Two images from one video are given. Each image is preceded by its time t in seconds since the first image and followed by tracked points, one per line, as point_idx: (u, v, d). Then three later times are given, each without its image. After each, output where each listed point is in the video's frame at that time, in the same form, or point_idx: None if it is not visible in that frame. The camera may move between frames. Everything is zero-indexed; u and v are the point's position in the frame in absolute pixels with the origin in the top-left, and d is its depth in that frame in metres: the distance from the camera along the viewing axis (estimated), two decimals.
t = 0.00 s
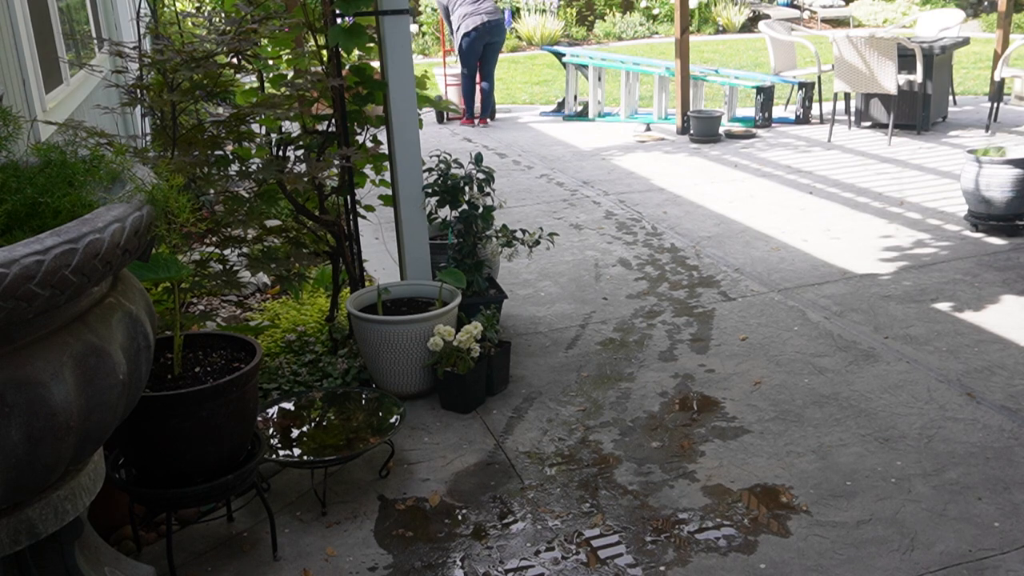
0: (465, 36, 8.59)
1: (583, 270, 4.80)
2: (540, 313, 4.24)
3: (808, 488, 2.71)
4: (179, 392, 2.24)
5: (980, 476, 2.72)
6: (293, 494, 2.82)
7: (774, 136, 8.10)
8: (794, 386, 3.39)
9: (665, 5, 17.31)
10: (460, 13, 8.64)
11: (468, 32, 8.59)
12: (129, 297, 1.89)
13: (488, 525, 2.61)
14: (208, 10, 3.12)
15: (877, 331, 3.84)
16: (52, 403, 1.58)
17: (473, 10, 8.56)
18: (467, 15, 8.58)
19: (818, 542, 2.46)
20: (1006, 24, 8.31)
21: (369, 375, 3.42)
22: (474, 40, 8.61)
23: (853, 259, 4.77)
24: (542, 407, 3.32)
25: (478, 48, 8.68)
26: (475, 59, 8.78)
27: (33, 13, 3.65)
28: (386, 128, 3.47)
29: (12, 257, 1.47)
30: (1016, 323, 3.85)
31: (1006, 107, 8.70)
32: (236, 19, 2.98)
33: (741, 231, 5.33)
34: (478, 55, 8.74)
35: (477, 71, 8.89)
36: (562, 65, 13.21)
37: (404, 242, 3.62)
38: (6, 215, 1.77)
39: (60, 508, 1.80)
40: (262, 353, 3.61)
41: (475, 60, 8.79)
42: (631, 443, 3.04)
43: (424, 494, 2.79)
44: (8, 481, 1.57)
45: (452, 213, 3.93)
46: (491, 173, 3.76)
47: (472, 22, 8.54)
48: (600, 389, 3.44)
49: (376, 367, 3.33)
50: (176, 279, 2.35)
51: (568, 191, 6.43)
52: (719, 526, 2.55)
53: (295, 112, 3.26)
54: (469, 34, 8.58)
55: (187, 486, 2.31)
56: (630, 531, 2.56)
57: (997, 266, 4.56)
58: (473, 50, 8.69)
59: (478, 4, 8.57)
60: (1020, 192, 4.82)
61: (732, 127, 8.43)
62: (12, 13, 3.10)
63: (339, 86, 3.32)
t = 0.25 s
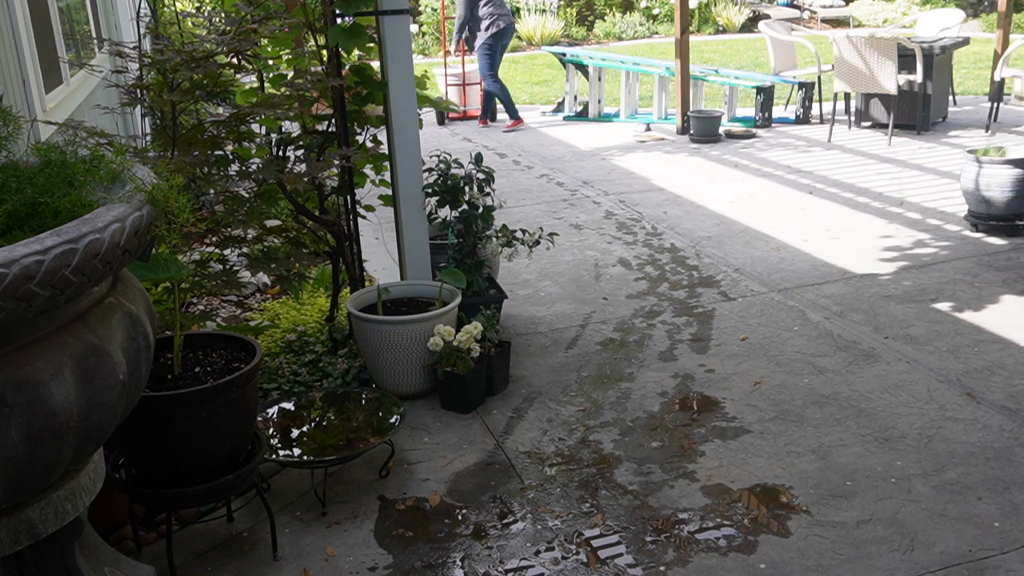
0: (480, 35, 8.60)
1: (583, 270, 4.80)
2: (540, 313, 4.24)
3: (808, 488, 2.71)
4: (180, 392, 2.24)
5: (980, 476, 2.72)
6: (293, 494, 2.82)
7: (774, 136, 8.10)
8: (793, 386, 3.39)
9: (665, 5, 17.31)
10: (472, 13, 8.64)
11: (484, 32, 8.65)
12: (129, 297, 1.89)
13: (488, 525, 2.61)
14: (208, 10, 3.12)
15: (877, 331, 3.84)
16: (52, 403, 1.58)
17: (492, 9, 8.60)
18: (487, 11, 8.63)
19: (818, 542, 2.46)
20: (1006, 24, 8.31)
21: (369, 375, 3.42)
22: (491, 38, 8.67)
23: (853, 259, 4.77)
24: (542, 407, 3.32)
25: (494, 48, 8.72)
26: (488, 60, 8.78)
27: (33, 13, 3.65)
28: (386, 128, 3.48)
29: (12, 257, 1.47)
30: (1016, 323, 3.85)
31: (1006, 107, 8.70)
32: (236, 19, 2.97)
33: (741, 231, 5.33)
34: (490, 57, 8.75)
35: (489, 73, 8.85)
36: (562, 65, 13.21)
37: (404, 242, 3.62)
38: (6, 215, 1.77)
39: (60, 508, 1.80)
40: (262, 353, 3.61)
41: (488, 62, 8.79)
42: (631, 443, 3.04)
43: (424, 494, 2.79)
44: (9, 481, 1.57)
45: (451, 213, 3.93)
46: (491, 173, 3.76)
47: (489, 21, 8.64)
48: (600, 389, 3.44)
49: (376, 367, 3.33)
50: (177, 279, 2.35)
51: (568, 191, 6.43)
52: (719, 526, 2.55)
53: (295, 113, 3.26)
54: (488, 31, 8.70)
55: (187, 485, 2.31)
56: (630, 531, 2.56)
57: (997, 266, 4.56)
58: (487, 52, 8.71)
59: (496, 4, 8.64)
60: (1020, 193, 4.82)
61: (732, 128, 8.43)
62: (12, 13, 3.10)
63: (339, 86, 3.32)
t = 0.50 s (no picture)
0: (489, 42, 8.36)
1: (583, 270, 4.80)
2: (540, 313, 4.24)
3: (809, 488, 2.71)
4: (180, 392, 2.24)
5: (980, 476, 2.72)
6: (293, 494, 2.82)
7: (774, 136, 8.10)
8: (793, 386, 3.39)
9: (665, 5, 17.31)
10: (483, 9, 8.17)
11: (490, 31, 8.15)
12: (129, 297, 1.89)
13: (488, 525, 2.61)
14: (208, 10, 3.11)
15: (877, 331, 3.84)
16: (52, 403, 1.58)
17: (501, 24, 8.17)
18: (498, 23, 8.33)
19: (818, 542, 2.46)
20: (1006, 24, 8.31)
21: (369, 375, 3.42)
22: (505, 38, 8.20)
23: (853, 259, 4.77)
24: (542, 407, 3.32)
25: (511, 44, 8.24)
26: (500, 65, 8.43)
27: (33, 13, 3.66)
28: (386, 128, 3.48)
29: (12, 257, 1.47)
30: (1016, 323, 3.85)
31: (1006, 107, 8.70)
32: (236, 19, 2.98)
33: (741, 231, 5.33)
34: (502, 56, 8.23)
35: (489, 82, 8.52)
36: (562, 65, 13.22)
37: (404, 243, 3.62)
38: (6, 215, 1.77)
39: (60, 508, 1.80)
40: (262, 353, 3.61)
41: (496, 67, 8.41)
42: (631, 443, 3.04)
43: (424, 494, 2.79)
44: (9, 481, 1.57)
45: (452, 213, 3.93)
46: (491, 173, 3.76)
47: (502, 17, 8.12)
48: (600, 389, 3.44)
49: (376, 367, 3.32)
50: (177, 279, 2.35)
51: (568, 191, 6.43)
52: (719, 526, 2.55)
53: (295, 112, 3.26)
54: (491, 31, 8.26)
55: (187, 486, 2.31)
56: (630, 531, 2.56)
57: (997, 266, 4.56)
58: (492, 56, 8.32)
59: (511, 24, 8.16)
60: (1020, 193, 4.82)
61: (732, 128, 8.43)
62: (12, 13, 3.10)
63: (339, 86, 3.32)
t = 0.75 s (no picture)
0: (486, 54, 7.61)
1: (583, 270, 4.80)
2: (541, 313, 4.24)
3: (808, 488, 2.71)
4: (179, 392, 2.24)
5: (980, 476, 2.72)
6: (293, 494, 2.82)
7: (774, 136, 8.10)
8: (793, 386, 3.39)
9: (665, 5, 17.31)
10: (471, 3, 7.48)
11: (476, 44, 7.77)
12: (129, 297, 1.89)
13: (488, 525, 2.61)
14: (208, 10, 3.11)
15: (877, 331, 3.84)
16: (52, 403, 1.58)
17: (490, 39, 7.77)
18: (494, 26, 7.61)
19: (818, 543, 2.45)
20: (1006, 24, 8.31)
21: (369, 375, 3.42)
22: (499, 34, 7.43)
23: (853, 259, 4.77)
24: (542, 407, 3.32)
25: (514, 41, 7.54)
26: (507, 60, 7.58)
27: (33, 13, 3.66)
28: (386, 128, 3.48)
29: (12, 257, 1.47)
30: (1016, 323, 3.85)
31: (1006, 107, 8.70)
32: (236, 19, 2.98)
33: (741, 231, 5.33)
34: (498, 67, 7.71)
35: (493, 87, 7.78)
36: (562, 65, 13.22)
37: (404, 242, 3.62)
38: (6, 215, 1.77)
39: (60, 508, 1.80)
40: (263, 353, 3.61)
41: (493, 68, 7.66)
42: (631, 443, 3.04)
43: (424, 494, 2.79)
44: (9, 481, 1.57)
45: (452, 213, 3.93)
46: (491, 173, 3.76)
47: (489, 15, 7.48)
48: (600, 389, 3.44)
49: (376, 367, 3.32)
50: (176, 279, 2.35)
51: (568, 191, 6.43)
52: (719, 526, 2.55)
53: (295, 112, 3.26)
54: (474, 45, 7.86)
55: (187, 486, 2.31)
56: (630, 531, 2.56)
57: (997, 266, 4.56)
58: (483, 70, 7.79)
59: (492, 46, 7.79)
60: (1020, 193, 4.82)
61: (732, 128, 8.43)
62: (12, 13, 3.10)
63: (339, 86, 3.32)
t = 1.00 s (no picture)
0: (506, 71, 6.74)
1: (583, 270, 4.80)
2: (541, 313, 4.24)
3: (808, 488, 2.71)
4: (179, 392, 2.24)
5: (980, 476, 2.72)
6: (293, 493, 2.82)
7: (774, 135, 8.10)
8: (794, 386, 3.39)
9: (665, 5, 17.31)
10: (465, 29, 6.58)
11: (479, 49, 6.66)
12: (129, 297, 1.89)
13: (488, 525, 2.61)
14: (208, 10, 3.11)
15: (877, 331, 3.84)
16: (52, 402, 1.58)
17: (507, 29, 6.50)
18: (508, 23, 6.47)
19: (818, 542, 2.46)
20: (1006, 24, 8.31)
21: (369, 375, 3.42)
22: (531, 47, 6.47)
23: (853, 259, 4.77)
24: (542, 407, 3.32)
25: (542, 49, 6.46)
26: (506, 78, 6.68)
27: (33, 13, 3.66)
28: (386, 128, 3.48)
29: (12, 257, 1.47)
30: (1016, 323, 3.85)
31: (1006, 107, 8.70)
32: (236, 19, 2.97)
33: (741, 231, 5.33)
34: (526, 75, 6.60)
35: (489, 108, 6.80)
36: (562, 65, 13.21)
37: (404, 242, 3.62)
38: (6, 215, 1.77)
39: (60, 508, 1.80)
40: (262, 353, 3.61)
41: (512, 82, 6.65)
42: (631, 443, 3.04)
43: (424, 494, 2.79)
44: (9, 481, 1.57)
45: (452, 213, 3.93)
46: (491, 173, 3.76)
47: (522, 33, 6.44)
48: (600, 389, 3.44)
49: (376, 367, 3.32)
50: (176, 279, 2.34)
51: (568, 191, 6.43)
52: (719, 526, 2.55)
53: (295, 112, 3.26)
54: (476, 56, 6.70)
55: (187, 486, 2.31)
56: (630, 531, 2.56)
57: (997, 266, 4.56)
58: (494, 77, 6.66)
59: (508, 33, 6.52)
60: (1020, 193, 4.82)
61: (732, 128, 8.43)
62: (12, 13, 3.11)
63: (339, 86, 3.32)
